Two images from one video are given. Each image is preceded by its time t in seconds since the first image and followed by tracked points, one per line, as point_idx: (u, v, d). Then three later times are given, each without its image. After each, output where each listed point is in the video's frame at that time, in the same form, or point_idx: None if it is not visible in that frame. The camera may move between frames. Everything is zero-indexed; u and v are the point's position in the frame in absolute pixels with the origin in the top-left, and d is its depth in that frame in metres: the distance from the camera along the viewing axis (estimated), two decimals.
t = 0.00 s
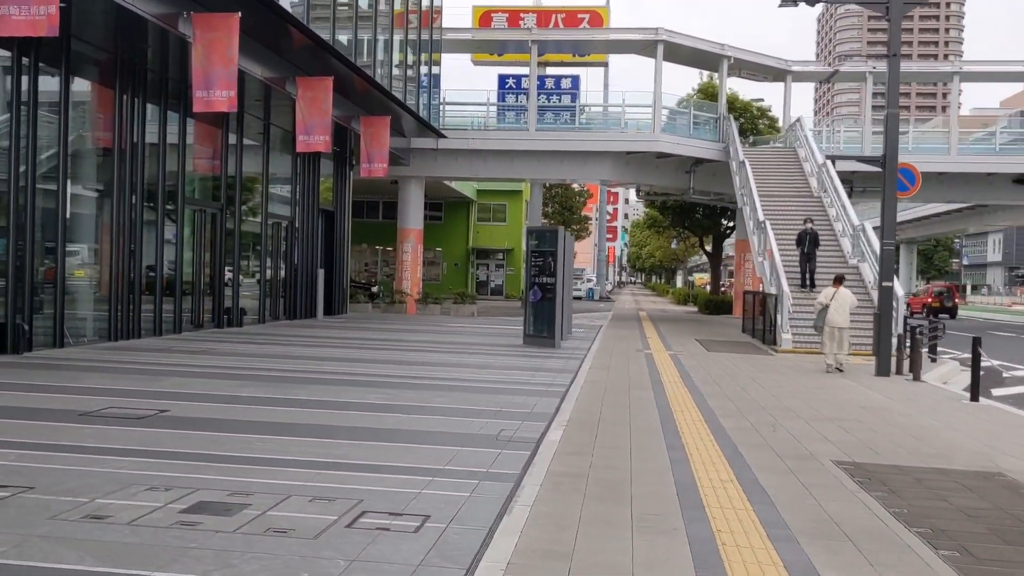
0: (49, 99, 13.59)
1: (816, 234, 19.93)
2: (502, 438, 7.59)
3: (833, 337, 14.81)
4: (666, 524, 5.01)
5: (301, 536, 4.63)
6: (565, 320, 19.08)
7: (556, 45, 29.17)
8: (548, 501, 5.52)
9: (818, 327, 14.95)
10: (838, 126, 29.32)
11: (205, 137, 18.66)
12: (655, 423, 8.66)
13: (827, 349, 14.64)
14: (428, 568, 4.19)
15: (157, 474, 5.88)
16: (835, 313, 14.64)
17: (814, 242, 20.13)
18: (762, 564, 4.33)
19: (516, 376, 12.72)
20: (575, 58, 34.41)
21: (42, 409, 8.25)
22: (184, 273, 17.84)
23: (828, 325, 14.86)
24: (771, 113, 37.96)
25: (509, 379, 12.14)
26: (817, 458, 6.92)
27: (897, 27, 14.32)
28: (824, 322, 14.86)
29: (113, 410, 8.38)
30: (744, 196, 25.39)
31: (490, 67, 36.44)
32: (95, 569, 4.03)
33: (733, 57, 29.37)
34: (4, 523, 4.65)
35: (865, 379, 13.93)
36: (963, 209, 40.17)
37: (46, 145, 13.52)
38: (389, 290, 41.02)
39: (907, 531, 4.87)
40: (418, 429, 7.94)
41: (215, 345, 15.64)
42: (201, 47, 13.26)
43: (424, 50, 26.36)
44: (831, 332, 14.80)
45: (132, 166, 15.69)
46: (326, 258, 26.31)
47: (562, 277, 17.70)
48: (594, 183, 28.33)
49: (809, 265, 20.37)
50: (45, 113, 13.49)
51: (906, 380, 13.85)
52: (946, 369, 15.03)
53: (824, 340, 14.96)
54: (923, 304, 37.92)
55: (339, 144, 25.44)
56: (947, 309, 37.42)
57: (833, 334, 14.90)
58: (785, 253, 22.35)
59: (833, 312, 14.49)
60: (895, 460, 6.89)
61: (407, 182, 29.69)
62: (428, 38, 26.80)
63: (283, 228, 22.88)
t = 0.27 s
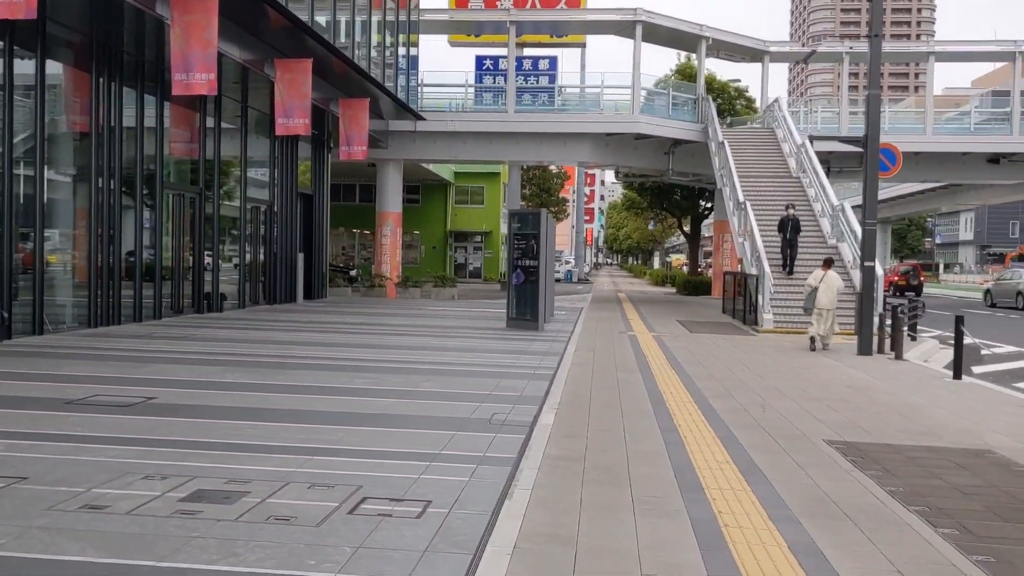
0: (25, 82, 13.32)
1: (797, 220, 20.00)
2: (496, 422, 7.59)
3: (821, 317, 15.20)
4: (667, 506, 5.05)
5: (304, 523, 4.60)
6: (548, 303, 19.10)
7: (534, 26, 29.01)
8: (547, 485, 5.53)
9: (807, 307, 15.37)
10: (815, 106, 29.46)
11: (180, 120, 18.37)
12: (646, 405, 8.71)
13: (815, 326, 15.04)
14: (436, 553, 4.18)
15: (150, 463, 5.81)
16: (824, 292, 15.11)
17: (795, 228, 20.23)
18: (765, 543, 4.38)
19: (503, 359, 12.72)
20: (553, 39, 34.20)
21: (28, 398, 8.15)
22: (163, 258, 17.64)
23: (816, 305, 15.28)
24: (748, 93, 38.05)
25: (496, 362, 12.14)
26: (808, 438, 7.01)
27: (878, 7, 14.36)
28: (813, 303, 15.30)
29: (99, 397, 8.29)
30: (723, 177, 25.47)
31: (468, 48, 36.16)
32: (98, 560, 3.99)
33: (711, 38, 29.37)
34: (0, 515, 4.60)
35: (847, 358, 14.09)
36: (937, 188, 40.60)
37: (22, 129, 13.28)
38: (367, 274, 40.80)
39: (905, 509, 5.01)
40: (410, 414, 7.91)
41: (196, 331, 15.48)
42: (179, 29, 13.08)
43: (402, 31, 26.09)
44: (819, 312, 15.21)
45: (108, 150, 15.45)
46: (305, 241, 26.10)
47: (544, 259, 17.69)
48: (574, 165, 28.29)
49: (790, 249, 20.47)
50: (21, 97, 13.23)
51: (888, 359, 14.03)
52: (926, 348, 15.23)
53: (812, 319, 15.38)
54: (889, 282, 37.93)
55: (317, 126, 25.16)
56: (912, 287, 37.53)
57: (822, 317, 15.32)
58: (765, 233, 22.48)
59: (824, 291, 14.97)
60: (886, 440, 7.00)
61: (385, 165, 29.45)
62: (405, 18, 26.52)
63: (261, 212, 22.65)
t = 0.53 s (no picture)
0: (10, 70, 13.15)
1: (789, 209, 19.86)
2: (492, 410, 7.58)
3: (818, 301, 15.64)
4: (670, 494, 5.06)
5: (306, 514, 4.57)
6: (539, 291, 19.10)
7: (523, 13, 28.88)
8: (548, 473, 5.54)
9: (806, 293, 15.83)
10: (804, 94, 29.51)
11: (168, 107, 18.20)
12: (641, 393, 8.73)
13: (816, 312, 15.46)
14: (439, 543, 4.16)
15: (147, 453, 5.77)
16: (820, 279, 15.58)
17: (787, 217, 20.04)
18: (769, 531, 4.40)
19: (496, 347, 12.72)
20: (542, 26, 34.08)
21: (19, 388, 8.08)
22: (152, 247, 17.52)
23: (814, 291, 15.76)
24: (737, 81, 38.06)
25: (489, 351, 12.14)
26: (806, 426, 7.06)
27: None
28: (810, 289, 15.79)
29: (91, 388, 8.23)
30: (713, 165, 25.47)
31: (456, 35, 35.97)
32: (99, 552, 3.95)
33: (700, 25, 29.33)
34: None
35: (838, 345, 14.17)
36: (924, 175, 40.80)
37: (8, 117, 13.12)
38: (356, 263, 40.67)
39: (907, 496, 5.07)
40: (406, 402, 7.89)
41: (187, 321, 15.40)
42: (167, 15, 12.91)
43: (390, 18, 25.91)
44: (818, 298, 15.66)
45: (96, 138, 15.30)
46: (294, 231, 25.97)
47: (536, 248, 17.67)
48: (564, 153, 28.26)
49: (781, 238, 20.35)
50: (7, 85, 13.07)
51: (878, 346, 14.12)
52: (915, 335, 15.34)
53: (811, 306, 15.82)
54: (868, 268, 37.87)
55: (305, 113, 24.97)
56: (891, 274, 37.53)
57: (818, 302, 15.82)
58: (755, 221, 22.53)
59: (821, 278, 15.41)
60: (883, 428, 7.06)
61: (374, 153, 29.30)
62: (393, 5, 26.33)
63: (250, 200, 22.52)
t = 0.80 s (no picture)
0: (10, 69, 13.09)
1: (789, 212, 19.72)
2: (497, 410, 7.53)
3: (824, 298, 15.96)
4: (679, 495, 5.02)
5: (313, 515, 4.53)
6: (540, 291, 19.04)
7: (523, 12, 28.82)
8: (555, 474, 5.50)
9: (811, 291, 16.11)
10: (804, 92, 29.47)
11: (167, 106, 18.13)
12: (646, 393, 8.69)
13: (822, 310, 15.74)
14: (449, 545, 4.12)
15: (151, 454, 5.72)
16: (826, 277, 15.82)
17: (787, 220, 19.92)
18: (780, 533, 4.36)
19: (498, 346, 12.68)
20: (541, 24, 34.03)
21: (20, 388, 8.04)
22: (152, 246, 17.46)
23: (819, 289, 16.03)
24: (737, 80, 38.00)
25: (492, 350, 12.09)
26: (812, 427, 7.03)
27: None
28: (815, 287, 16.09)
29: (93, 388, 8.18)
30: (714, 163, 25.42)
31: (456, 34, 35.89)
32: (105, 554, 3.91)
33: (700, 24, 29.28)
34: (3, 509, 4.51)
35: (841, 344, 14.13)
36: (924, 174, 40.75)
37: (7, 115, 13.06)
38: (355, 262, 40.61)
39: (917, 498, 5.04)
40: (410, 402, 7.85)
41: (187, 320, 15.34)
42: (168, 12, 12.86)
43: (390, 17, 25.86)
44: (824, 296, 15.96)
45: (95, 138, 15.25)
46: (294, 230, 25.91)
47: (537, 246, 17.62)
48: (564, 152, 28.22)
49: (782, 242, 20.22)
50: (6, 84, 13.01)
51: (882, 345, 14.10)
52: (917, 334, 15.31)
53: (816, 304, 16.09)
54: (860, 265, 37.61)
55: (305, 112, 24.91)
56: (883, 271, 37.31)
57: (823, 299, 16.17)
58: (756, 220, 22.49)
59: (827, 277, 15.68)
60: (889, 429, 7.03)
61: (374, 152, 29.24)
62: (393, 4, 26.27)
63: (250, 199, 22.47)
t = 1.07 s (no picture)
0: (15, 70, 13.06)
1: (795, 215, 19.65)
2: (505, 413, 7.48)
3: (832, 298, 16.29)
4: (693, 500, 4.99)
5: (323, 521, 4.48)
6: (545, 292, 18.99)
7: (526, 13, 28.80)
8: (567, 478, 5.46)
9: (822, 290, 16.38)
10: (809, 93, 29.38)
11: (171, 106, 18.09)
12: (655, 396, 8.65)
13: (828, 312, 16.17)
14: (462, 551, 4.06)
15: (159, 458, 5.69)
16: (835, 279, 16.18)
17: (792, 223, 19.85)
18: (797, 539, 4.31)
19: (504, 348, 12.63)
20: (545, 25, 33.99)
21: (26, 391, 8.01)
22: (156, 248, 17.43)
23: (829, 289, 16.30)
24: (741, 80, 37.90)
25: (498, 352, 12.04)
26: (825, 430, 6.99)
27: None
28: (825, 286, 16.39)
29: (100, 390, 8.16)
30: (719, 164, 25.36)
31: (459, 35, 35.85)
32: (116, 561, 3.87)
33: (704, 24, 29.20)
34: (11, 515, 4.47)
35: (848, 346, 14.06)
36: (928, 175, 40.64)
37: (12, 116, 13.02)
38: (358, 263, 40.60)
39: (933, 503, 4.99)
40: (417, 405, 7.80)
41: (191, 322, 15.31)
42: (173, 13, 12.84)
43: (394, 18, 25.84)
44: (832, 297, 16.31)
45: (100, 138, 15.23)
46: (297, 231, 25.88)
47: (542, 247, 17.56)
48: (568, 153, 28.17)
49: (788, 244, 20.09)
50: (11, 85, 12.97)
51: (889, 347, 14.04)
52: (925, 336, 15.25)
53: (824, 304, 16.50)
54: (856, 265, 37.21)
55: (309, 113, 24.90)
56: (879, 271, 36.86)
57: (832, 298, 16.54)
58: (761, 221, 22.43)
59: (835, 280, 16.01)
60: (903, 432, 6.99)
61: (377, 153, 29.21)
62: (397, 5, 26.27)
63: (254, 200, 22.45)
